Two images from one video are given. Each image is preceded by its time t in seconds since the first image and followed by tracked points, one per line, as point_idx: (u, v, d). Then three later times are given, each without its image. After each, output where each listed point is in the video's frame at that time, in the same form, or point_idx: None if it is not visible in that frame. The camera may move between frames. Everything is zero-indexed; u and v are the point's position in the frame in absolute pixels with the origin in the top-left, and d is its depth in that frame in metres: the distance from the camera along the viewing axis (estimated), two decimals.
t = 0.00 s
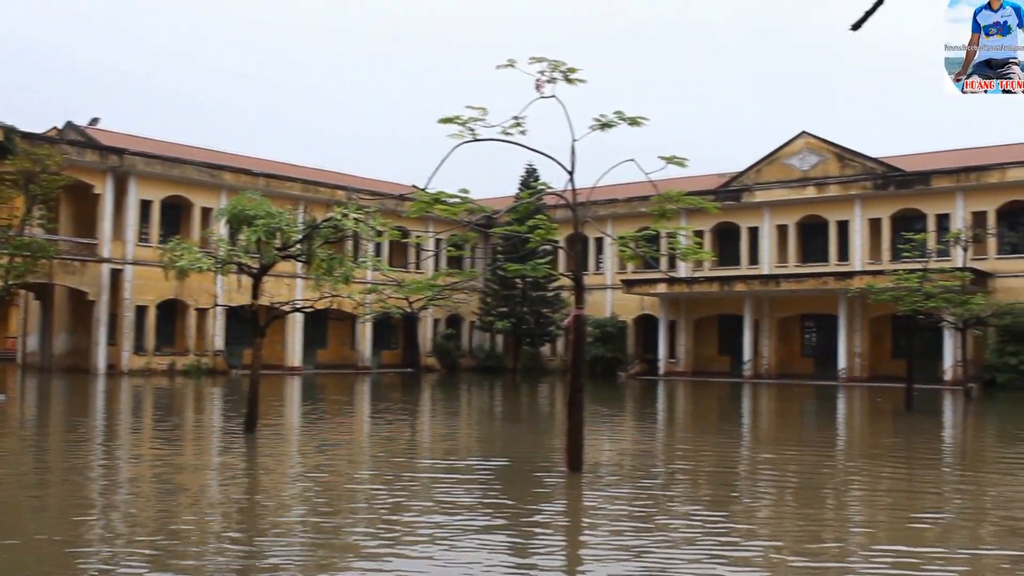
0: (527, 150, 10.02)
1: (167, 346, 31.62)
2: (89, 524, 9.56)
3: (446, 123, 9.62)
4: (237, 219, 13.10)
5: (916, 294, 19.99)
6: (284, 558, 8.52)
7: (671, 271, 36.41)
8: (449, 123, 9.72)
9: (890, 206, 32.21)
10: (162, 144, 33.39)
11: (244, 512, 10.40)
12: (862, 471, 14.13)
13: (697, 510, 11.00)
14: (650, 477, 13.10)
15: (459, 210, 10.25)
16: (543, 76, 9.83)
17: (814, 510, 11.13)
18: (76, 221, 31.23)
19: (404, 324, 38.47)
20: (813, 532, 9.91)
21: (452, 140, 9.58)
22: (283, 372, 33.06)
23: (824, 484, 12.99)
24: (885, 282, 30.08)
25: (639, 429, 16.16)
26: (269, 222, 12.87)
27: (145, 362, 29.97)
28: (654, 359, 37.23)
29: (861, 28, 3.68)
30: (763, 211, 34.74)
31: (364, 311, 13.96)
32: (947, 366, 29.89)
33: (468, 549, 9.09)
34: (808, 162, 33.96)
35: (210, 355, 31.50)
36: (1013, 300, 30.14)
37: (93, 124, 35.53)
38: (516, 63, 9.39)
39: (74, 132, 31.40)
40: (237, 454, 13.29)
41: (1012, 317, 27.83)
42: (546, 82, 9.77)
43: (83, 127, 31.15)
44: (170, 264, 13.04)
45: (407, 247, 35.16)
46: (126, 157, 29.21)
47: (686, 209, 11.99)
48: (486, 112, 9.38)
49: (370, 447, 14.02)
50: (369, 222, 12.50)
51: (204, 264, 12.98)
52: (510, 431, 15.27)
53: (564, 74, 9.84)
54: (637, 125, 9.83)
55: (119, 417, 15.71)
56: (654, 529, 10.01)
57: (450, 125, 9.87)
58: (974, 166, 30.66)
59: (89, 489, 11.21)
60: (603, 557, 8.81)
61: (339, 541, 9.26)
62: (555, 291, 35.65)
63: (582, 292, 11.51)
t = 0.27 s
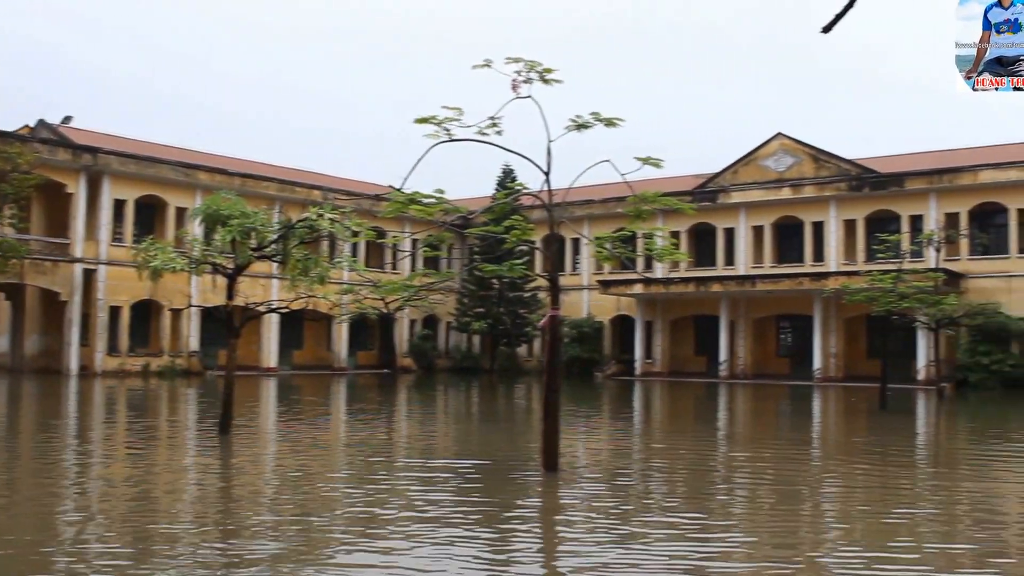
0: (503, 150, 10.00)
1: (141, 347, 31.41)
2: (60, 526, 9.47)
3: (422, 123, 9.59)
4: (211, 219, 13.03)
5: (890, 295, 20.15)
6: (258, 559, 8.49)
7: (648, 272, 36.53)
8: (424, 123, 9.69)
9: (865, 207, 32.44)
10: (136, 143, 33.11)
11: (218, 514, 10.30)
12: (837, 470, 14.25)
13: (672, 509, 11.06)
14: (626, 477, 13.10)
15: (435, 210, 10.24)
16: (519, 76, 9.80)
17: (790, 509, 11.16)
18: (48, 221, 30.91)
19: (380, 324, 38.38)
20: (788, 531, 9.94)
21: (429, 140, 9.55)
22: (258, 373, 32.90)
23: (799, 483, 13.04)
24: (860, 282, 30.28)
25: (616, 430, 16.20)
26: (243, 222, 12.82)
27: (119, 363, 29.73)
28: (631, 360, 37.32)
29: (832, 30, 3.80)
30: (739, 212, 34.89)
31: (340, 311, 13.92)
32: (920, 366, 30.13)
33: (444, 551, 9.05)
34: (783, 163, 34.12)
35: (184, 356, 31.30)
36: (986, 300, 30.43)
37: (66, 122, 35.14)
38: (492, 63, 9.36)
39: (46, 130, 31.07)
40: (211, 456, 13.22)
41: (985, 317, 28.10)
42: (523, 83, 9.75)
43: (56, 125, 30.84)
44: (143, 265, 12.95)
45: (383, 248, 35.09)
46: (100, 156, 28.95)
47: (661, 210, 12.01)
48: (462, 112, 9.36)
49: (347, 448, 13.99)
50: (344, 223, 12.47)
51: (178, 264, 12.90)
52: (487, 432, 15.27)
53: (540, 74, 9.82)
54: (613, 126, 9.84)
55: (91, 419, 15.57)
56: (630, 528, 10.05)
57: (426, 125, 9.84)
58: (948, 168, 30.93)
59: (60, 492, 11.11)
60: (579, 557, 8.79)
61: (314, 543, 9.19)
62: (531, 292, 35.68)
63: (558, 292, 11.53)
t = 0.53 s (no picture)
0: (480, 150, 9.95)
1: (116, 348, 31.16)
2: (30, 530, 9.34)
3: (397, 123, 9.52)
4: (185, 219, 12.94)
5: (865, 295, 20.26)
6: (233, 562, 8.42)
7: (626, 273, 36.59)
8: (400, 123, 9.63)
9: (841, 208, 32.64)
10: (110, 142, 32.83)
11: (191, 517, 10.22)
12: (813, 469, 14.32)
13: (649, 510, 11.07)
14: (604, 478, 13.10)
15: (411, 211, 10.19)
16: (496, 75, 9.72)
17: (766, 509, 11.20)
18: (20, 220, 30.59)
19: (357, 325, 38.25)
20: (764, 530, 9.98)
21: (405, 141, 9.49)
22: (234, 374, 32.71)
23: (776, 483, 13.07)
24: (836, 283, 30.47)
25: (593, 430, 16.20)
26: (218, 222, 12.78)
27: (93, 364, 29.46)
28: (608, 360, 37.36)
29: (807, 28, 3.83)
30: (716, 213, 35.02)
31: (316, 311, 13.85)
32: (895, 366, 30.36)
33: (420, 552, 9.02)
34: (760, 164, 34.26)
35: (159, 357, 31.06)
36: (960, 300, 30.71)
37: (38, 120, 34.76)
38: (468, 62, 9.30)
39: (18, 128, 30.75)
40: (185, 458, 13.11)
41: (959, 318, 28.35)
42: (499, 83, 9.68)
43: (28, 124, 30.52)
44: (116, 265, 12.84)
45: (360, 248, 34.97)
46: (73, 154, 28.67)
47: (638, 210, 11.99)
48: (439, 112, 9.31)
49: (323, 449, 13.92)
50: (319, 223, 12.40)
51: (151, 265, 12.80)
52: (464, 433, 15.24)
53: (517, 75, 9.77)
54: (589, 126, 9.81)
55: (63, 421, 15.39)
56: (607, 529, 10.05)
57: (402, 125, 9.77)
58: (922, 170, 31.18)
59: (31, 495, 10.97)
60: (556, 558, 8.78)
61: (289, 545, 9.14)
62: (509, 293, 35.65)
63: (534, 293, 11.53)
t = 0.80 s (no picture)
0: (458, 150, 9.96)
1: (92, 348, 30.95)
2: (6, 531, 9.30)
3: (375, 123, 9.53)
4: (163, 218, 12.90)
5: (841, 295, 20.43)
6: (212, 561, 8.42)
7: (603, 272, 36.71)
8: (378, 122, 9.64)
9: (816, 208, 32.90)
10: (86, 140, 32.58)
11: (170, 517, 10.18)
12: (791, 467, 14.43)
13: (626, 508, 11.16)
14: (582, 476, 13.16)
15: (389, 210, 10.21)
16: (474, 75, 9.72)
17: (743, 506, 11.30)
18: None
19: (335, 324, 38.17)
20: (740, 527, 10.07)
21: (383, 140, 9.49)
22: (211, 374, 32.55)
23: (753, 481, 13.20)
24: (812, 283, 30.71)
25: (571, 429, 16.27)
26: (195, 221, 12.72)
27: (69, 364, 29.23)
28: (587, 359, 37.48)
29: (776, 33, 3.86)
30: (693, 213, 35.20)
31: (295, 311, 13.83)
32: (870, 365, 30.63)
33: (399, 550, 9.05)
34: (736, 165, 34.47)
35: (136, 356, 30.87)
36: (933, 300, 31.04)
37: (13, 118, 34.44)
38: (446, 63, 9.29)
39: None
40: (163, 458, 13.06)
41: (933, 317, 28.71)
42: (477, 83, 9.68)
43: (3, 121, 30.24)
44: (93, 264, 12.78)
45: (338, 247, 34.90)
46: (49, 153, 28.44)
47: (615, 210, 12.06)
48: (417, 112, 9.31)
49: (302, 449, 13.91)
50: (298, 223, 12.41)
51: (128, 264, 12.76)
52: (442, 432, 15.27)
53: (495, 75, 9.77)
54: (566, 126, 9.84)
55: (39, 422, 15.27)
56: (584, 527, 10.13)
57: (380, 125, 9.77)
58: (897, 170, 31.49)
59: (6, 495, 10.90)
60: (534, 556, 8.84)
61: (268, 545, 9.14)
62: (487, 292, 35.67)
63: (512, 292, 11.59)
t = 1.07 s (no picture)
0: (438, 150, 10.01)
1: (72, 348, 30.81)
2: None
3: (356, 123, 9.57)
4: (143, 218, 12.91)
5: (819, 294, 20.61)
6: (195, 561, 8.48)
7: (584, 272, 36.84)
8: (358, 122, 9.67)
9: (795, 209, 33.14)
10: (65, 139, 32.42)
11: (151, 517, 10.21)
12: (770, 465, 14.57)
13: (605, 505, 11.28)
14: (563, 475, 13.25)
15: (369, 210, 10.27)
16: (455, 76, 9.76)
17: (723, 503, 11.41)
18: None
19: (316, 324, 38.14)
20: (718, 525, 10.19)
21: (363, 140, 9.53)
22: (192, 374, 32.46)
23: (732, 478, 13.34)
24: (790, 283, 30.94)
25: (552, 428, 16.36)
26: (176, 221, 12.75)
27: (49, 364, 29.08)
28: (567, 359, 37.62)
29: (751, 33, 3.90)
30: (673, 213, 35.39)
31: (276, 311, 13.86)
32: (848, 364, 30.90)
33: (381, 549, 9.13)
34: (716, 165, 34.68)
35: (117, 356, 30.75)
36: (910, 299, 31.34)
37: None
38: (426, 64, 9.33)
39: None
40: (144, 458, 13.07)
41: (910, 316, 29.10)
42: (457, 83, 9.72)
43: None
44: (73, 264, 12.78)
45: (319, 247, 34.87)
46: (28, 152, 28.29)
47: (594, 210, 12.15)
48: (397, 113, 9.35)
49: (283, 448, 13.95)
50: (279, 224, 12.46)
51: (108, 264, 12.77)
52: (424, 431, 15.33)
53: (475, 75, 9.81)
54: (546, 127, 9.91)
55: (19, 422, 15.23)
56: (564, 524, 10.24)
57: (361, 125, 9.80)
58: (874, 171, 31.78)
59: None
60: (513, 554, 8.93)
61: (249, 545, 9.19)
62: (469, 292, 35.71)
63: (492, 292, 11.67)
